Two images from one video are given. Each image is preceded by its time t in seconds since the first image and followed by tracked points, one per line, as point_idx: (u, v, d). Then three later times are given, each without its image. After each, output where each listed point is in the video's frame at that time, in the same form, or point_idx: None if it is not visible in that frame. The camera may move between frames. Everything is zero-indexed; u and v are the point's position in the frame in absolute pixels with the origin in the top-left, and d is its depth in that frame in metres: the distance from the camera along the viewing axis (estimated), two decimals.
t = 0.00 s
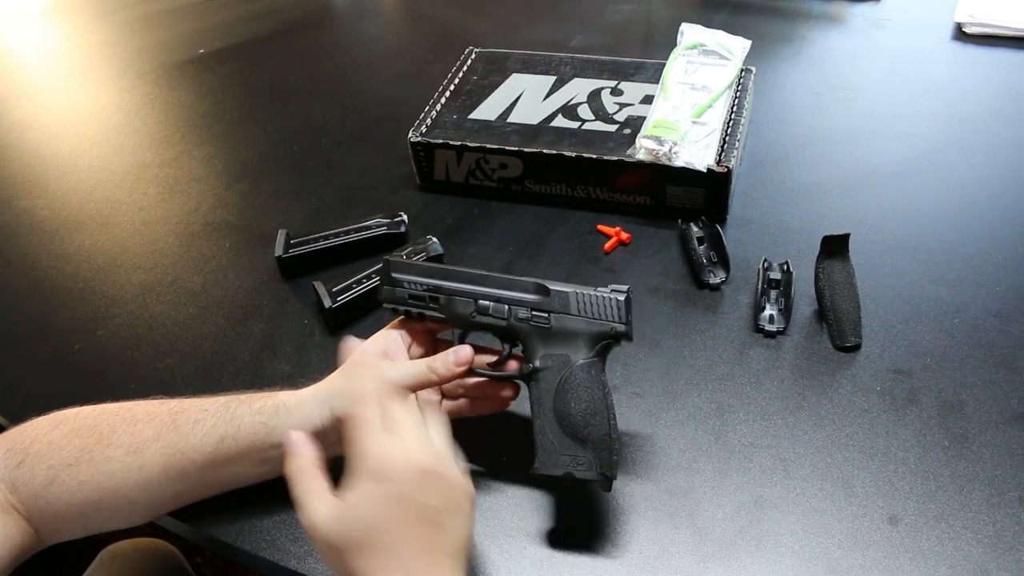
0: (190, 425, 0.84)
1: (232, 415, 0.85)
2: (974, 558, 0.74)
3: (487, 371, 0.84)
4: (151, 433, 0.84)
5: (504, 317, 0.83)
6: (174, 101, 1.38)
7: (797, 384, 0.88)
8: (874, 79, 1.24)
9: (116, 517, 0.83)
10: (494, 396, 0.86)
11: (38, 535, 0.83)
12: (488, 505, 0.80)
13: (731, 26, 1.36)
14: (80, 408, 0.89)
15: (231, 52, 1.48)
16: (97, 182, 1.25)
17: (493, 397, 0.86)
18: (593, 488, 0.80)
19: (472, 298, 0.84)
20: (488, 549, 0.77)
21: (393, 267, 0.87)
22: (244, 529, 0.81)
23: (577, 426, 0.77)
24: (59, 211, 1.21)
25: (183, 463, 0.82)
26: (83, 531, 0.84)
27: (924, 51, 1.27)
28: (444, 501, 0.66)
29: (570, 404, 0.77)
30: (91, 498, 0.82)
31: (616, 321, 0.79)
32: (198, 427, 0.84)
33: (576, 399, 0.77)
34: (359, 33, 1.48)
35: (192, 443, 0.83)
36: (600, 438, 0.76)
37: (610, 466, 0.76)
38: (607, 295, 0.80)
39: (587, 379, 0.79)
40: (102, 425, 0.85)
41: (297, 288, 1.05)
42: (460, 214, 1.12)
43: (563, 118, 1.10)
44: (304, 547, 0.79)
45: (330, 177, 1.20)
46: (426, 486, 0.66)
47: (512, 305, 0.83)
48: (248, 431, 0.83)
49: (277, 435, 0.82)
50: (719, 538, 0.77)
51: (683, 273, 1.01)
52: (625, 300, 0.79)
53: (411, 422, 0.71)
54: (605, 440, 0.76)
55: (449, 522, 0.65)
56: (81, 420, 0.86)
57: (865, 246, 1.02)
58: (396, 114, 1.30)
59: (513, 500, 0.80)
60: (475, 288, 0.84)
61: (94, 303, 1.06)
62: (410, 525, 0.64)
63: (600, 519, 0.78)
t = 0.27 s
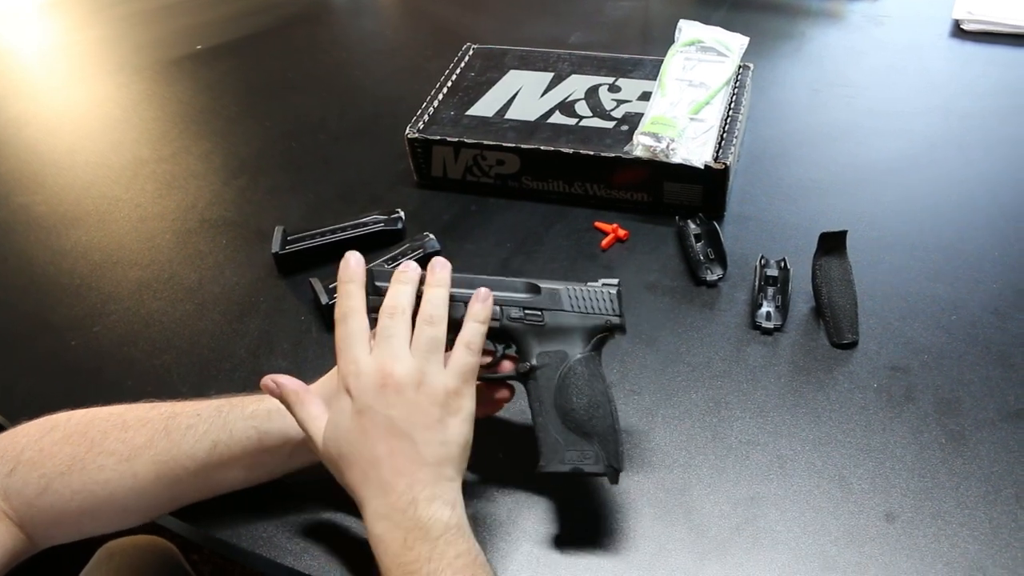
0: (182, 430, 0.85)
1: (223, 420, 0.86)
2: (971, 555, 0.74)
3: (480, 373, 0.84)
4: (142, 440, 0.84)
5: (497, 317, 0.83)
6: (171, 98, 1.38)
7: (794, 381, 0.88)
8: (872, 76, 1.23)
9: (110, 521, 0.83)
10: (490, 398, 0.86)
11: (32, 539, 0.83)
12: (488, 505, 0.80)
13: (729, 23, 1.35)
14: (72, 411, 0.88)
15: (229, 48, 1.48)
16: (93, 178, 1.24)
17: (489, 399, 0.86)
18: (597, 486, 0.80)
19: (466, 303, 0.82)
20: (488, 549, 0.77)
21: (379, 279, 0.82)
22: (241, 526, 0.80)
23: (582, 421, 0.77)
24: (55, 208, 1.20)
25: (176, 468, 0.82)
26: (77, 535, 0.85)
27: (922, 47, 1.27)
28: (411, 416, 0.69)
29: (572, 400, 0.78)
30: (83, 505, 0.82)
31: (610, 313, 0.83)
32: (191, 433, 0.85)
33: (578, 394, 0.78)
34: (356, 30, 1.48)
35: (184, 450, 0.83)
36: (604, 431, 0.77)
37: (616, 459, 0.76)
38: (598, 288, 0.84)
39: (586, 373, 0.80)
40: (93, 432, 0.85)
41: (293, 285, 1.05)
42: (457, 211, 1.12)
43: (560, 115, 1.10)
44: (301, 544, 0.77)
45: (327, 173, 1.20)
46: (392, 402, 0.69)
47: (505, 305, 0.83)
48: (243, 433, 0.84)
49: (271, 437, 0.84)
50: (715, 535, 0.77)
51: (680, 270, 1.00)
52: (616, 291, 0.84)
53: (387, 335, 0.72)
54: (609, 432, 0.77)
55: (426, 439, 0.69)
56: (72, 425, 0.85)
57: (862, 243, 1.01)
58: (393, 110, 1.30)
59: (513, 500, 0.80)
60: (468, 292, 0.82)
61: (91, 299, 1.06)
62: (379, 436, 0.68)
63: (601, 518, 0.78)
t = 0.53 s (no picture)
0: (184, 427, 0.84)
1: (224, 417, 0.85)
2: (970, 554, 0.74)
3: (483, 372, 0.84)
4: (144, 436, 0.84)
5: (498, 317, 0.85)
6: (172, 95, 1.38)
7: (794, 380, 0.88)
8: (872, 76, 1.24)
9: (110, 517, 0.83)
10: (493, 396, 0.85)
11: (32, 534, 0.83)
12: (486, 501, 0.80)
13: (729, 22, 1.36)
14: (74, 407, 0.88)
15: (229, 45, 1.47)
16: (93, 175, 1.24)
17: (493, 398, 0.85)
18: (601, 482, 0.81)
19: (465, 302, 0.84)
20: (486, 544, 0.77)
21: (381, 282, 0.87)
22: (241, 523, 0.81)
23: (586, 418, 0.77)
24: (55, 205, 1.20)
25: (177, 465, 0.82)
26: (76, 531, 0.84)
27: (922, 48, 1.27)
28: (454, 439, 0.67)
29: (576, 398, 0.79)
30: (85, 500, 0.82)
31: (610, 309, 0.85)
32: (192, 430, 0.84)
33: (581, 391, 0.79)
34: (356, 28, 1.48)
35: (186, 445, 0.83)
36: (608, 427, 0.77)
37: (620, 455, 0.76)
38: (597, 285, 0.86)
39: (587, 369, 0.81)
40: (95, 427, 0.85)
41: (294, 283, 1.05)
42: (458, 209, 1.12)
43: (561, 114, 1.10)
44: (301, 540, 0.78)
45: (328, 171, 1.20)
46: (436, 424, 0.67)
47: (505, 304, 0.85)
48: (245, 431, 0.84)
49: (272, 436, 0.84)
50: (715, 533, 0.77)
51: (680, 269, 1.01)
52: (614, 287, 0.86)
53: (431, 353, 0.70)
54: (614, 428, 0.77)
55: (468, 463, 0.67)
56: (75, 419, 0.86)
57: (862, 243, 1.02)
58: (393, 108, 1.30)
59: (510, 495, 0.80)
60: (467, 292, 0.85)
61: (91, 296, 1.06)
62: (422, 459, 0.67)
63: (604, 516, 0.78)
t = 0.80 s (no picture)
0: (184, 424, 0.84)
1: (226, 415, 0.85)
2: (969, 551, 0.74)
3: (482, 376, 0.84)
4: (145, 431, 0.84)
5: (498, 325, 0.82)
6: (172, 93, 1.38)
7: (793, 377, 0.88)
8: (872, 75, 1.24)
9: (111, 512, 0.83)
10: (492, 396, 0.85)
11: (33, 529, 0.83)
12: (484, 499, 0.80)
13: (728, 21, 1.36)
14: (75, 403, 0.89)
15: (229, 44, 1.48)
16: (94, 173, 1.25)
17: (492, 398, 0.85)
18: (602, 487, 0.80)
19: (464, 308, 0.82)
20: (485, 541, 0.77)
21: (377, 283, 0.84)
22: (241, 520, 0.81)
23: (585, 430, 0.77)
24: (56, 202, 1.20)
25: (177, 460, 0.82)
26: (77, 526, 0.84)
27: (922, 47, 1.28)
28: (542, 462, 0.68)
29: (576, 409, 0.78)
30: (86, 494, 0.82)
31: (615, 321, 0.79)
32: (193, 427, 0.84)
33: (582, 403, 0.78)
34: (356, 27, 1.48)
35: (188, 441, 0.83)
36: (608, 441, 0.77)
37: (620, 467, 0.76)
38: (602, 295, 0.79)
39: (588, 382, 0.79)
40: (96, 422, 0.85)
41: (294, 280, 1.05)
42: (458, 208, 1.12)
43: (561, 112, 1.10)
44: (301, 538, 0.79)
45: (328, 170, 1.20)
46: (526, 447, 0.68)
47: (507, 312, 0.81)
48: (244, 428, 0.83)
49: (272, 436, 0.83)
50: (715, 531, 0.77)
51: (680, 267, 1.01)
52: (620, 298, 0.79)
53: (521, 374, 0.71)
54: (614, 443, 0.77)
55: (551, 486, 0.68)
56: (77, 414, 0.86)
57: (861, 242, 1.02)
58: (393, 107, 1.30)
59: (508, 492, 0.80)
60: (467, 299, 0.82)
61: (92, 293, 1.06)
62: (511, 483, 0.68)
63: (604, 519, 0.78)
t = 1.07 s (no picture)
0: (184, 422, 0.84)
1: (225, 412, 0.85)
2: (967, 546, 0.74)
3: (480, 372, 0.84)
4: (145, 430, 0.84)
5: (497, 317, 0.82)
6: (172, 93, 1.38)
7: (792, 374, 0.89)
8: (871, 72, 1.24)
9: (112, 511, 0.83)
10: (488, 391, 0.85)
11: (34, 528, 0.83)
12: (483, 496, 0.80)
13: (727, 19, 1.36)
14: (76, 402, 0.89)
15: (229, 44, 1.48)
16: (94, 173, 1.25)
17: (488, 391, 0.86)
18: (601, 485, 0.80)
19: (463, 300, 0.83)
20: (484, 539, 0.77)
21: (378, 274, 0.84)
22: (241, 519, 0.81)
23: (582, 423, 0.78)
24: (56, 202, 1.21)
25: (177, 459, 0.82)
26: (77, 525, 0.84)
27: (921, 43, 1.28)
28: (622, 479, 0.66)
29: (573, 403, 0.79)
30: (87, 492, 0.82)
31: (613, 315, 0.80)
32: (193, 425, 0.84)
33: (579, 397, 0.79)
34: (355, 26, 1.48)
35: (188, 439, 0.83)
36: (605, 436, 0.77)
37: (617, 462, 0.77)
38: (601, 290, 0.80)
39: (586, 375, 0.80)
40: (97, 421, 0.85)
41: (293, 279, 1.05)
42: (457, 206, 1.12)
43: (559, 110, 1.10)
44: (301, 535, 0.79)
45: (327, 169, 1.20)
46: (610, 461, 0.66)
47: (506, 304, 0.82)
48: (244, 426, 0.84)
49: (272, 433, 0.83)
50: (715, 527, 0.77)
51: (678, 264, 1.01)
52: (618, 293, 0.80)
53: (610, 387, 0.68)
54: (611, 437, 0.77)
55: (629, 504, 0.66)
56: (77, 413, 0.86)
57: (860, 238, 1.02)
58: (392, 106, 1.30)
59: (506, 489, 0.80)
60: (466, 291, 0.82)
61: (93, 293, 1.06)
62: (587, 497, 0.65)
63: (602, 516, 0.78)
